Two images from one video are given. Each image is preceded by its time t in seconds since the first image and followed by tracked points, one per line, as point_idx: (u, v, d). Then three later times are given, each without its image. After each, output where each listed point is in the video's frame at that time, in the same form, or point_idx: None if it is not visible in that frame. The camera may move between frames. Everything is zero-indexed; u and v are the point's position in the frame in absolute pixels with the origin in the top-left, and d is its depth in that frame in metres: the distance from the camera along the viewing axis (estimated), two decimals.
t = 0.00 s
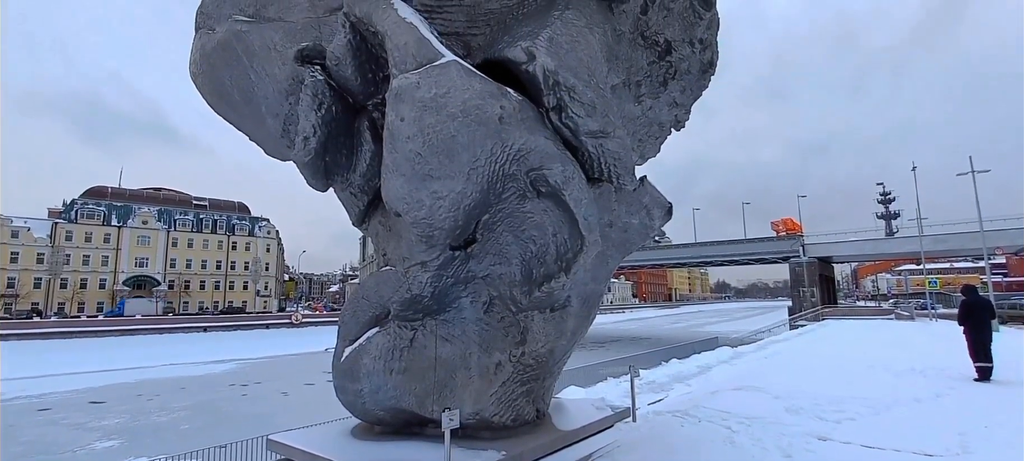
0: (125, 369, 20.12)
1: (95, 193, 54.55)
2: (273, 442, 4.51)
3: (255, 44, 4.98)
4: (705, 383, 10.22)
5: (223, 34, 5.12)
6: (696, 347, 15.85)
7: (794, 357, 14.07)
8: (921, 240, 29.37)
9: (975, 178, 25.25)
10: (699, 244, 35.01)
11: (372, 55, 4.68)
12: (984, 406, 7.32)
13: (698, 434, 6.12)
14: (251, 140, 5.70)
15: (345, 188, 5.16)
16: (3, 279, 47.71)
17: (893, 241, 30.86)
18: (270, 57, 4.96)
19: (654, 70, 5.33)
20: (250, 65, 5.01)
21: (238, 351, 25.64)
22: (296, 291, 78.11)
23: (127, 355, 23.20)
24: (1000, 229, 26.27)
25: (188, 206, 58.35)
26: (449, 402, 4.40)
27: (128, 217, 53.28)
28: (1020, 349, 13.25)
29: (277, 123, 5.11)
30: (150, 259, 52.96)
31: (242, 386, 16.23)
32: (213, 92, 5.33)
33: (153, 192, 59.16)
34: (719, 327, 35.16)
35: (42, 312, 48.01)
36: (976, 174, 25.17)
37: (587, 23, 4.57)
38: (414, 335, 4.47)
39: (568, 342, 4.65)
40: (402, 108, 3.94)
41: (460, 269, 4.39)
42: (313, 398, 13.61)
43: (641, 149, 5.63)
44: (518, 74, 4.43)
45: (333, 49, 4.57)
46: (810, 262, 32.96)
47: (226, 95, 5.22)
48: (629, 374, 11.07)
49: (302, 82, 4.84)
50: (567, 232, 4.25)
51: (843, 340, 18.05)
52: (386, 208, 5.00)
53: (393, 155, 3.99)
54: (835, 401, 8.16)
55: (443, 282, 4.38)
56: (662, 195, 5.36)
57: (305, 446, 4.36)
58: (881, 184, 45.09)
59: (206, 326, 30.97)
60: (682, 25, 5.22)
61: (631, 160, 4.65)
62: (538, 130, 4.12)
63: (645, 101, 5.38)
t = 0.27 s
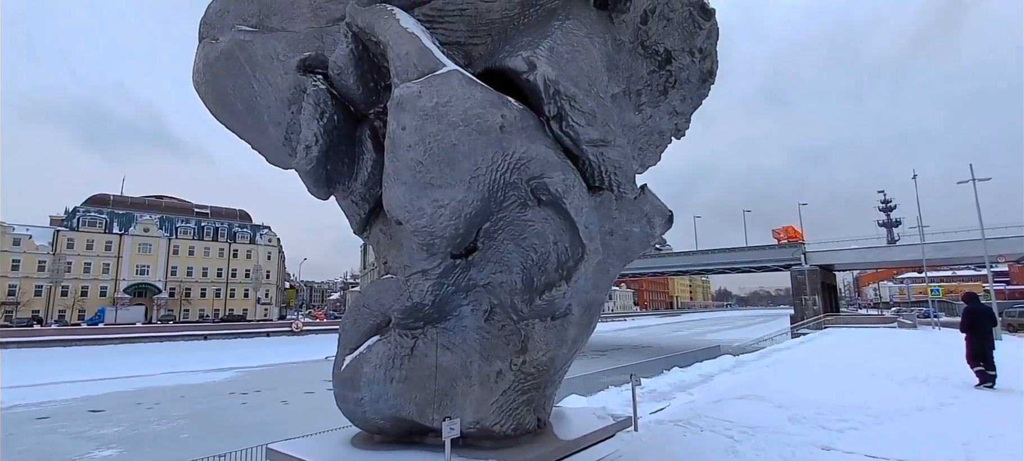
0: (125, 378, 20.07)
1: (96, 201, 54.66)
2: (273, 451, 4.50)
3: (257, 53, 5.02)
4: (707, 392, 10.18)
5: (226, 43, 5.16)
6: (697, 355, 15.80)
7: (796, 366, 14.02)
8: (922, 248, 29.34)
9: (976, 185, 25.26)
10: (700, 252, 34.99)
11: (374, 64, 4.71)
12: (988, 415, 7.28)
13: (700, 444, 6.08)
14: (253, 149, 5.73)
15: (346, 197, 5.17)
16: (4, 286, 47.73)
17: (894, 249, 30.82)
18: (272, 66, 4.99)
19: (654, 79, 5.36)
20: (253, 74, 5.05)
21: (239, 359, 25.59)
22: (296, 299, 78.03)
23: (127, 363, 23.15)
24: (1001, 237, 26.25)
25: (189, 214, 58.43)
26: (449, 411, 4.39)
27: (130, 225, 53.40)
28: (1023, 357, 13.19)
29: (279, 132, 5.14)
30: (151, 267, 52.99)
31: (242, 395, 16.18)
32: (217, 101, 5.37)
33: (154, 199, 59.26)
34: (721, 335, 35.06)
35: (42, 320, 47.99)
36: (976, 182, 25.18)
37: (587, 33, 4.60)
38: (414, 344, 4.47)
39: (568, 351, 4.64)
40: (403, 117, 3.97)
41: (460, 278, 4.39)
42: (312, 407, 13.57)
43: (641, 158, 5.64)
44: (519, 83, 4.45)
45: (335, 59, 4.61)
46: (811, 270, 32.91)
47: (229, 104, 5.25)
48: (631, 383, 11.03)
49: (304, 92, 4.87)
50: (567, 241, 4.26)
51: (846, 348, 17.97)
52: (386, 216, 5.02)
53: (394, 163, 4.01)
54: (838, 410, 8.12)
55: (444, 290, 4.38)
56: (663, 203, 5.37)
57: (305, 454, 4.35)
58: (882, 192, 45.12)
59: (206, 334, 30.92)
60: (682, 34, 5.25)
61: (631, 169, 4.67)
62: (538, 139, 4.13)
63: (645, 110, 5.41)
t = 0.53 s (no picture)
0: (126, 383, 20.07)
1: (99, 205, 54.79)
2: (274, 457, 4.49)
3: (260, 59, 5.04)
4: (709, 398, 10.14)
5: (229, 50, 5.19)
6: (699, 361, 15.76)
7: (799, 372, 13.97)
8: (925, 253, 29.27)
9: (978, 190, 25.20)
10: (701, 257, 34.96)
11: (376, 70, 4.73)
12: (992, 422, 7.24)
13: (702, 450, 6.06)
14: (256, 154, 5.75)
15: (348, 202, 5.18)
16: (6, 291, 47.79)
17: (897, 254, 30.74)
18: (275, 72, 5.01)
19: (655, 85, 5.37)
20: (256, 81, 5.08)
21: (240, 364, 25.57)
22: (298, 304, 78.00)
23: (128, 368, 23.12)
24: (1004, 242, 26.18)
25: (191, 219, 58.53)
26: (450, 417, 4.38)
27: (132, 230, 53.52)
28: None
29: (282, 138, 5.16)
30: (152, 271, 53.04)
31: (243, 400, 16.16)
32: (220, 107, 5.39)
33: (156, 204, 59.41)
34: (723, 340, 34.96)
35: (44, 324, 48.02)
36: (979, 187, 25.12)
37: (588, 40, 4.62)
38: (415, 349, 4.47)
39: (569, 356, 4.63)
40: (405, 123, 3.99)
41: (462, 283, 4.40)
42: (313, 412, 13.55)
43: (642, 164, 5.65)
44: (520, 89, 4.47)
45: (338, 65, 4.63)
46: (814, 275, 32.84)
47: (233, 110, 5.28)
48: (633, 389, 11.00)
49: (306, 98, 4.90)
50: (568, 246, 4.27)
51: (849, 354, 17.91)
52: (388, 221, 5.03)
53: (395, 169, 4.03)
54: (842, 416, 8.08)
55: (445, 296, 4.39)
56: (664, 208, 5.37)
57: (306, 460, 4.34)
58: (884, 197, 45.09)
59: (207, 339, 30.90)
60: (683, 40, 5.26)
61: (632, 174, 4.68)
62: (540, 144, 4.15)
63: (646, 115, 5.41)
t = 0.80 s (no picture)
0: (125, 385, 20.06)
1: (98, 207, 54.76)
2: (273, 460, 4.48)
3: (260, 62, 5.05)
4: (709, 400, 10.15)
5: (229, 53, 5.20)
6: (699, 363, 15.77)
7: (798, 374, 13.98)
8: (924, 255, 29.32)
9: (977, 192, 25.21)
10: (701, 259, 35.03)
11: (375, 73, 4.74)
12: (991, 424, 7.25)
13: (702, 452, 6.06)
14: (256, 157, 5.75)
15: (347, 204, 5.19)
16: (4, 293, 47.74)
17: (896, 256, 30.77)
18: (275, 74, 5.02)
19: (654, 88, 5.39)
20: (256, 83, 5.08)
21: (239, 366, 25.54)
22: (297, 305, 77.95)
23: (126, 370, 23.10)
24: (1003, 244, 26.23)
25: (191, 221, 58.50)
26: (450, 419, 4.38)
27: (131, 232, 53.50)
28: None
29: (282, 140, 5.16)
30: (151, 273, 53.02)
31: (242, 402, 16.16)
32: (220, 110, 5.41)
33: (156, 206, 59.38)
34: (722, 342, 34.98)
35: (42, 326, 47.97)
36: (977, 188, 25.12)
37: (587, 43, 4.63)
38: (414, 351, 4.46)
39: (569, 359, 4.64)
40: (405, 126, 3.99)
41: (461, 285, 4.40)
42: (313, 414, 13.54)
43: (642, 166, 5.65)
44: (518, 92, 4.48)
45: (337, 67, 4.65)
46: (813, 277, 32.87)
47: (233, 113, 5.30)
48: (632, 391, 11.01)
49: (306, 101, 4.90)
50: (568, 248, 4.27)
51: (848, 356, 17.92)
52: (387, 223, 5.03)
53: (395, 172, 4.04)
54: (842, 418, 8.09)
55: (444, 298, 4.39)
56: (663, 210, 5.37)
57: None
58: (882, 199, 45.24)
59: (206, 341, 30.87)
60: (682, 43, 5.28)
61: (632, 177, 4.69)
62: (539, 147, 4.16)
63: (645, 118, 5.43)
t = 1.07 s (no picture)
0: (124, 390, 20.01)
1: (98, 212, 54.79)
2: None
3: (261, 68, 5.07)
4: (709, 407, 10.13)
5: (230, 59, 5.21)
6: (698, 368, 15.74)
7: (798, 380, 13.97)
8: (923, 261, 29.35)
9: (975, 198, 25.22)
10: (700, 264, 35.09)
11: (376, 79, 4.75)
12: (990, 430, 7.24)
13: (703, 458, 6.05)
14: (256, 163, 5.76)
15: (348, 210, 5.19)
16: (3, 298, 47.69)
17: (895, 262, 30.80)
18: (276, 80, 5.03)
19: (653, 94, 5.41)
20: (257, 89, 5.10)
21: (238, 372, 25.48)
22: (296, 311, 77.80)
23: (125, 376, 23.05)
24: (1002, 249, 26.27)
25: (190, 226, 58.51)
26: (450, 425, 4.37)
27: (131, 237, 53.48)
28: None
29: (282, 146, 5.17)
30: (151, 279, 52.97)
31: (240, 408, 16.12)
32: (220, 116, 5.42)
33: (156, 211, 59.40)
34: (722, 348, 34.94)
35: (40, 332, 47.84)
36: (976, 194, 25.13)
37: (587, 50, 4.65)
38: (414, 357, 4.46)
39: (569, 364, 4.64)
40: (405, 132, 4.01)
41: (461, 291, 4.41)
42: (312, 420, 13.50)
43: (642, 172, 5.66)
44: (518, 98, 4.50)
45: (338, 74, 4.67)
46: (813, 283, 32.88)
47: (233, 119, 5.31)
48: (632, 397, 11.00)
49: (306, 107, 4.92)
50: (568, 254, 4.28)
51: (848, 362, 17.91)
52: (388, 229, 5.04)
53: (395, 178, 4.05)
54: (841, 424, 8.08)
55: (444, 304, 4.39)
56: (663, 216, 5.38)
57: None
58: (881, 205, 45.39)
59: (205, 347, 30.81)
60: (680, 50, 5.31)
61: (631, 183, 4.70)
62: (539, 153, 4.17)
63: (644, 124, 5.45)
